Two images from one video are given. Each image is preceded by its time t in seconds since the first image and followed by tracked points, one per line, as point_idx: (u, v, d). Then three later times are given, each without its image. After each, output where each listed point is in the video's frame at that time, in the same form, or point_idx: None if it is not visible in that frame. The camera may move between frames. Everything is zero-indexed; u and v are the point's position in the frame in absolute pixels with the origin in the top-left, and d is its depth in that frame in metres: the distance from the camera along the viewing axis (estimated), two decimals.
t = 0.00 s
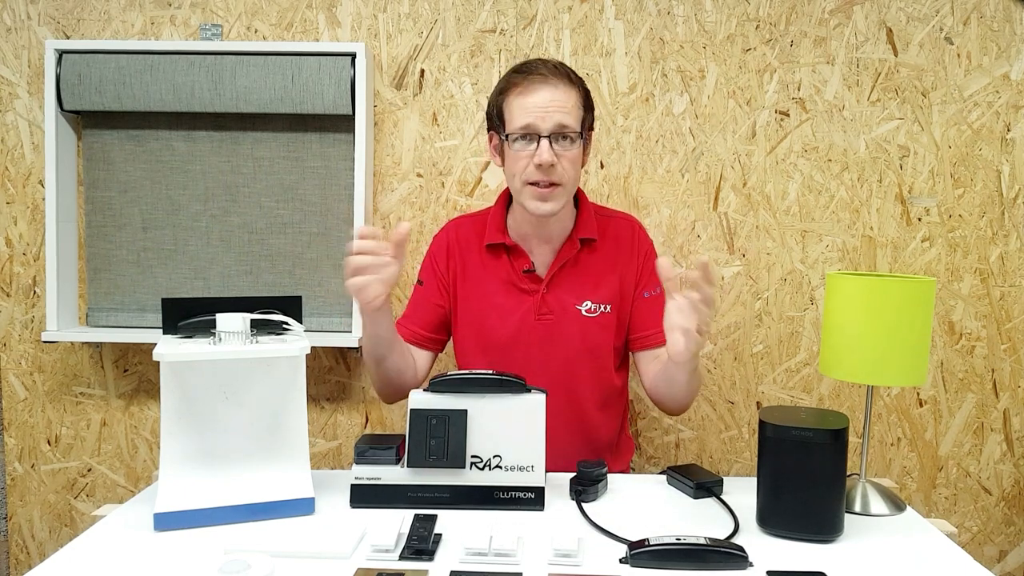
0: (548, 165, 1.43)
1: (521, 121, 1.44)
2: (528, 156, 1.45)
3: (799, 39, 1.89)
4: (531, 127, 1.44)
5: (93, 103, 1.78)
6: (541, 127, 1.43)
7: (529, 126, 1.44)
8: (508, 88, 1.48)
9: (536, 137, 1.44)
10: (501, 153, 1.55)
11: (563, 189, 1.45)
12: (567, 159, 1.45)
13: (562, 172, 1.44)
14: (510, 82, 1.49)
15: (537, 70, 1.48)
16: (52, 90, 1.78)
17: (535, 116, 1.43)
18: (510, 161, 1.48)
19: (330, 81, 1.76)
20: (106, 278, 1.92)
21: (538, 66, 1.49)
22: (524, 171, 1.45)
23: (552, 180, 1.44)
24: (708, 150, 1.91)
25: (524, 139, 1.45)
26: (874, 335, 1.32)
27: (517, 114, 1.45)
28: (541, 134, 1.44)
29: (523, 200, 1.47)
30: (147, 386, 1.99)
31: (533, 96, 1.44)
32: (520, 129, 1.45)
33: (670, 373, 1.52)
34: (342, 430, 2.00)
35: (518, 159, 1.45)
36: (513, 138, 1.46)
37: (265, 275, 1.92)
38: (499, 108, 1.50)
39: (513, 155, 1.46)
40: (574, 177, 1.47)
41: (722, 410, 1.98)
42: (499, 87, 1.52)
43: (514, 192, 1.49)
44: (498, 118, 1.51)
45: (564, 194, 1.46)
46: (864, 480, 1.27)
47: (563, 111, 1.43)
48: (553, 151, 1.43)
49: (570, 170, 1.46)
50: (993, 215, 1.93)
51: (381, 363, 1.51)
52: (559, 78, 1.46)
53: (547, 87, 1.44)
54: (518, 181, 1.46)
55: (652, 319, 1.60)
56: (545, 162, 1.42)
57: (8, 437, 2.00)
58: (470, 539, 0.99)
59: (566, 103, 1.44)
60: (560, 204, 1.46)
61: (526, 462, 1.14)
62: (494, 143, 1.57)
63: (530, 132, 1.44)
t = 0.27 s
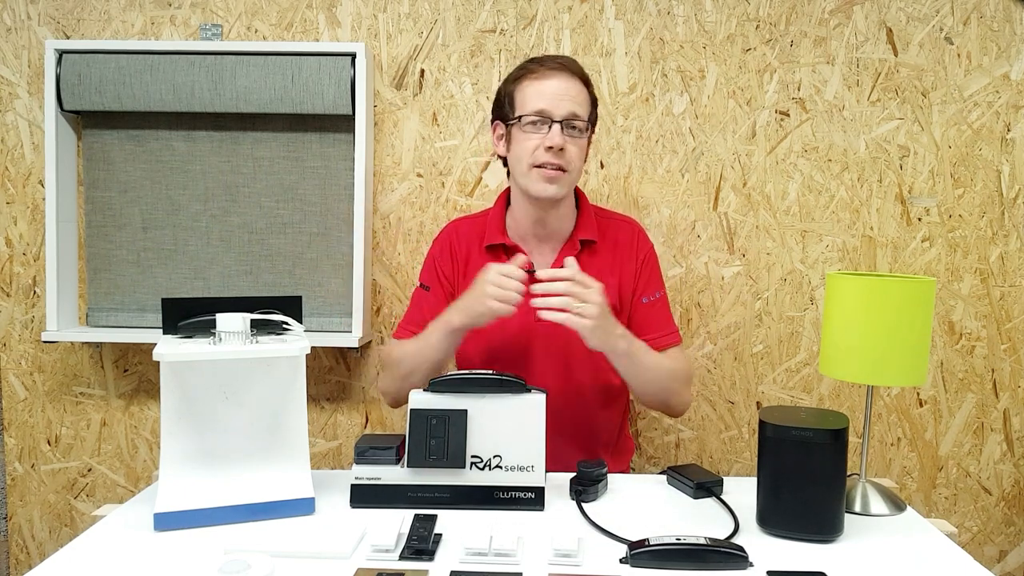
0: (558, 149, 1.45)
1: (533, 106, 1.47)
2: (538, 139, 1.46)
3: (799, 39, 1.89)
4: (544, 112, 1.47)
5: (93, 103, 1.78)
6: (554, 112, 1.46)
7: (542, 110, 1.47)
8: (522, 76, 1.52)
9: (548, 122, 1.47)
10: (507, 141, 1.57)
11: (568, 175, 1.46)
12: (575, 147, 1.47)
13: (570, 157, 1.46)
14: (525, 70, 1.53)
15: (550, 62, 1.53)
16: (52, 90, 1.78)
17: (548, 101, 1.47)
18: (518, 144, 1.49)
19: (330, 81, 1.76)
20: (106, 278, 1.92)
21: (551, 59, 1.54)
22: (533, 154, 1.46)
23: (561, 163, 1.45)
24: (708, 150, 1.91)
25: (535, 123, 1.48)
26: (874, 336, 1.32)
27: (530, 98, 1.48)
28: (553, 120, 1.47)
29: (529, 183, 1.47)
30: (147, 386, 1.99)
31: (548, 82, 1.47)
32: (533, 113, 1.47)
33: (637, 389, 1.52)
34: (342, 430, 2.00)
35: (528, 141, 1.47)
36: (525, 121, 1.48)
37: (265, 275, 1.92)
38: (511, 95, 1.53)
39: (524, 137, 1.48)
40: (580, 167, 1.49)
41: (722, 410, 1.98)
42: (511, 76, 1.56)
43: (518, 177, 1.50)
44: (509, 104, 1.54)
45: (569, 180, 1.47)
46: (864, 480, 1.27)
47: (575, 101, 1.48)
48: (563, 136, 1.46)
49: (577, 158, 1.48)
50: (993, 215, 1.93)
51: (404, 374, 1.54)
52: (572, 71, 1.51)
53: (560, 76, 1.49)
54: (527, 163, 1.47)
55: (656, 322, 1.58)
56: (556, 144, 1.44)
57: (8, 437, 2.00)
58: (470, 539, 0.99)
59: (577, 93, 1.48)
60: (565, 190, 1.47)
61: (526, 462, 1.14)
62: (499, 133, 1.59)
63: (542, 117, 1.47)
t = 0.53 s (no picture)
0: (567, 148, 1.46)
1: (544, 104, 1.48)
2: (547, 136, 1.47)
3: (799, 39, 1.89)
4: (554, 110, 1.47)
5: (93, 103, 1.78)
6: (564, 110, 1.47)
7: (553, 108, 1.48)
8: (533, 73, 1.53)
9: (558, 121, 1.48)
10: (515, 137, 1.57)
11: (575, 173, 1.47)
12: (583, 146, 1.48)
13: (578, 156, 1.47)
14: (536, 67, 1.53)
15: (562, 61, 1.54)
16: (52, 90, 1.78)
17: (559, 99, 1.48)
18: (527, 141, 1.50)
19: (330, 81, 1.76)
20: (106, 278, 1.92)
21: (563, 58, 1.55)
22: (541, 151, 1.47)
23: (568, 161, 1.46)
24: (708, 150, 1.91)
25: (545, 121, 1.48)
26: (874, 336, 1.32)
27: (541, 96, 1.49)
28: (563, 119, 1.48)
29: (536, 180, 1.48)
30: (147, 386, 1.99)
31: (559, 81, 1.48)
32: (543, 110, 1.48)
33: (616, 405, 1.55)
34: (341, 430, 2.00)
35: (537, 137, 1.48)
36: (535, 118, 1.49)
37: (265, 275, 1.92)
38: (521, 92, 1.54)
39: (532, 134, 1.48)
40: (586, 167, 1.50)
41: (722, 410, 1.98)
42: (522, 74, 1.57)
43: (525, 173, 1.50)
44: (519, 100, 1.55)
45: (575, 180, 1.48)
46: (864, 480, 1.27)
47: (585, 100, 1.49)
48: (572, 135, 1.47)
49: (584, 158, 1.49)
50: (993, 215, 1.93)
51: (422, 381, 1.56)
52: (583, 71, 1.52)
53: (572, 75, 1.50)
54: (535, 160, 1.48)
55: (653, 330, 1.63)
56: (564, 142, 1.45)
57: (8, 437, 2.00)
58: (470, 539, 0.99)
59: (587, 93, 1.49)
60: (571, 189, 1.48)
61: (526, 462, 1.15)
62: (507, 129, 1.60)
63: (552, 115, 1.48)
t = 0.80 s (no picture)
0: (564, 151, 1.45)
1: (540, 106, 1.48)
2: (544, 139, 1.47)
3: (799, 39, 1.89)
4: (550, 112, 1.47)
5: (93, 103, 1.78)
6: (560, 113, 1.47)
7: (549, 111, 1.47)
8: (529, 75, 1.52)
9: (554, 123, 1.47)
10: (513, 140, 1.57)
11: (573, 176, 1.47)
12: (581, 147, 1.48)
13: (575, 158, 1.47)
14: (532, 69, 1.53)
15: (558, 62, 1.53)
16: (52, 90, 1.78)
17: (554, 102, 1.47)
18: (524, 144, 1.50)
19: (330, 81, 1.76)
20: (106, 278, 1.92)
21: (560, 59, 1.54)
22: (539, 155, 1.47)
23: (565, 164, 1.46)
24: (708, 150, 1.91)
25: (542, 123, 1.48)
26: (874, 336, 1.32)
27: (537, 99, 1.48)
28: (559, 121, 1.47)
29: (534, 184, 1.48)
30: (147, 386, 1.99)
31: (555, 83, 1.48)
32: (539, 113, 1.48)
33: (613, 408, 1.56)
34: (341, 430, 2.00)
35: (534, 141, 1.48)
36: (531, 122, 1.49)
37: (265, 275, 1.92)
38: (517, 94, 1.54)
39: (530, 138, 1.48)
40: (585, 168, 1.49)
41: (722, 410, 1.98)
42: (519, 76, 1.56)
43: (523, 176, 1.50)
44: (515, 104, 1.54)
45: (574, 182, 1.48)
46: (864, 480, 1.27)
47: (581, 102, 1.48)
48: (569, 137, 1.46)
49: (582, 159, 1.48)
50: (993, 215, 1.93)
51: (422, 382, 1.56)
52: (580, 71, 1.51)
53: (568, 77, 1.49)
54: (532, 164, 1.48)
55: (652, 331, 1.63)
56: (561, 145, 1.44)
57: (8, 437, 2.00)
58: (470, 539, 0.99)
59: (584, 94, 1.49)
60: (570, 192, 1.48)
61: (527, 462, 1.14)
62: (506, 132, 1.60)
63: (548, 118, 1.47)
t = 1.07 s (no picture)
0: (561, 152, 1.45)
1: (536, 108, 1.47)
2: (540, 141, 1.47)
3: (799, 39, 1.89)
4: (546, 114, 1.47)
5: (93, 103, 1.78)
6: (555, 114, 1.46)
7: (545, 113, 1.47)
8: (524, 77, 1.52)
9: (550, 125, 1.47)
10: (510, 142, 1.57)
11: (571, 177, 1.47)
12: (578, 148, 1.48)
13: (573, 159, 1.47)
14: (527, 70, 1.52)
15: (553, 62, 1.52)
16: (52, 90, 1.78)
17: (550, 103, 1.47)
18: (521, 146, 1.49)
19: (330, 81, 1.76)
20: (106, 278, 1.92)
21: (554, 59, 1.53)
22: (536, 157, 1.47)
23: (562, 166, 1.46)
24: (708, 150, 1.91)
25: (538, 125, 1.48)
26: (874, 336, 1.32)
27: (533, 100, 1.48)
28: (555, 122, 1.47)
29: (532, 186, 1.48)
30: (147, 386, 1.99)
31: (550, 84, 1.47)
32: (535, 115, 1.47)
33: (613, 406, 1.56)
34: (342, 430, 2.00)
35: (530, 143, 1.48)
36: (527, 124, 1.49)
37: (266, 275, 1.92)
38: (513, 96, 1.53)
39: (526, 140, 1.48)
40: (582, 168, 1.49)
41: (722, 410, 1.98)
42: (514, 77, 1.56)
43: (521, 179, 1.50)
44: (511, 105, 1.54)
45: (571, 183, 1.48)
46: (864, 480, 1.27)
47: (577, 102, 1.47)
48: (565, 138, 1.46)
49: (579, 160, 1.48)
50: (993, 215, 1.93)
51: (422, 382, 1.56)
52: (575, 71, 1.51)
53: (563, 77, 1.48)
54: (529, 166, 1.47)
55: (652, 330, 1.63)
56: (558, 147, 1.44)
57: (8, 437, 2.00)
58: (470, 539, 1.00)
59: (579, 94, 1.48)
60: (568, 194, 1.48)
61: (527, 462, 1.14)
62: (503, 134, 1.59)
63: (544, 119, 1.47)
